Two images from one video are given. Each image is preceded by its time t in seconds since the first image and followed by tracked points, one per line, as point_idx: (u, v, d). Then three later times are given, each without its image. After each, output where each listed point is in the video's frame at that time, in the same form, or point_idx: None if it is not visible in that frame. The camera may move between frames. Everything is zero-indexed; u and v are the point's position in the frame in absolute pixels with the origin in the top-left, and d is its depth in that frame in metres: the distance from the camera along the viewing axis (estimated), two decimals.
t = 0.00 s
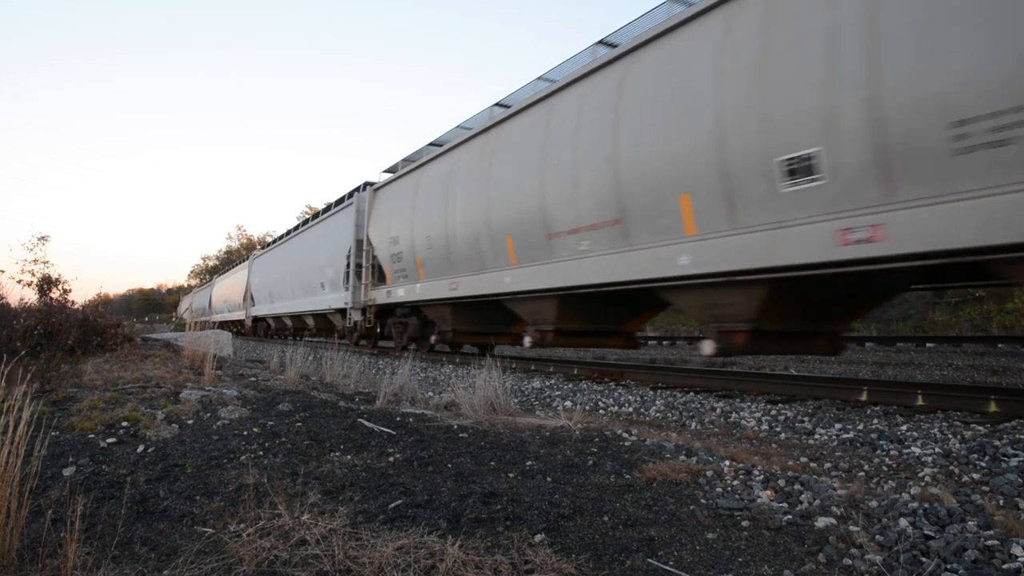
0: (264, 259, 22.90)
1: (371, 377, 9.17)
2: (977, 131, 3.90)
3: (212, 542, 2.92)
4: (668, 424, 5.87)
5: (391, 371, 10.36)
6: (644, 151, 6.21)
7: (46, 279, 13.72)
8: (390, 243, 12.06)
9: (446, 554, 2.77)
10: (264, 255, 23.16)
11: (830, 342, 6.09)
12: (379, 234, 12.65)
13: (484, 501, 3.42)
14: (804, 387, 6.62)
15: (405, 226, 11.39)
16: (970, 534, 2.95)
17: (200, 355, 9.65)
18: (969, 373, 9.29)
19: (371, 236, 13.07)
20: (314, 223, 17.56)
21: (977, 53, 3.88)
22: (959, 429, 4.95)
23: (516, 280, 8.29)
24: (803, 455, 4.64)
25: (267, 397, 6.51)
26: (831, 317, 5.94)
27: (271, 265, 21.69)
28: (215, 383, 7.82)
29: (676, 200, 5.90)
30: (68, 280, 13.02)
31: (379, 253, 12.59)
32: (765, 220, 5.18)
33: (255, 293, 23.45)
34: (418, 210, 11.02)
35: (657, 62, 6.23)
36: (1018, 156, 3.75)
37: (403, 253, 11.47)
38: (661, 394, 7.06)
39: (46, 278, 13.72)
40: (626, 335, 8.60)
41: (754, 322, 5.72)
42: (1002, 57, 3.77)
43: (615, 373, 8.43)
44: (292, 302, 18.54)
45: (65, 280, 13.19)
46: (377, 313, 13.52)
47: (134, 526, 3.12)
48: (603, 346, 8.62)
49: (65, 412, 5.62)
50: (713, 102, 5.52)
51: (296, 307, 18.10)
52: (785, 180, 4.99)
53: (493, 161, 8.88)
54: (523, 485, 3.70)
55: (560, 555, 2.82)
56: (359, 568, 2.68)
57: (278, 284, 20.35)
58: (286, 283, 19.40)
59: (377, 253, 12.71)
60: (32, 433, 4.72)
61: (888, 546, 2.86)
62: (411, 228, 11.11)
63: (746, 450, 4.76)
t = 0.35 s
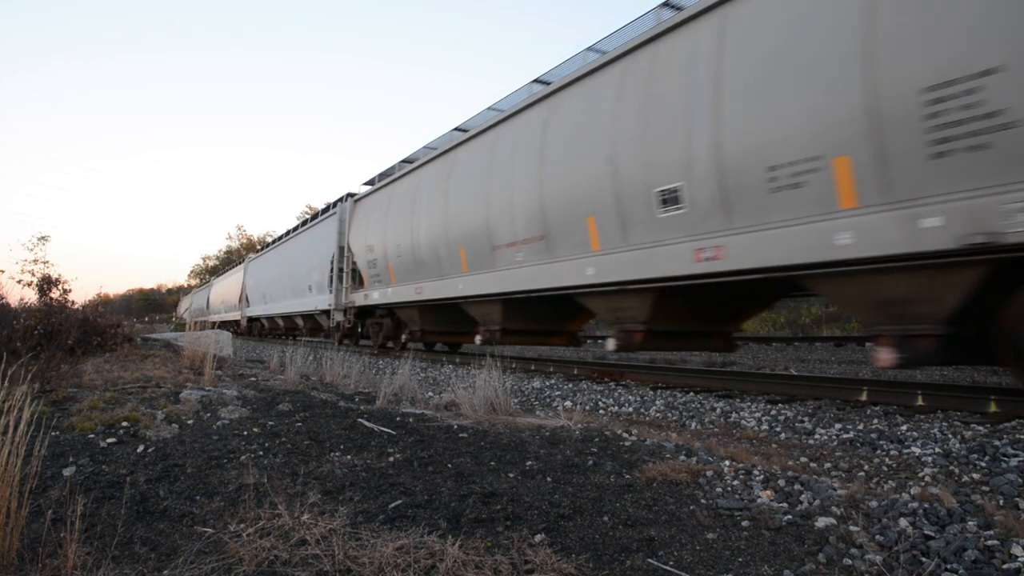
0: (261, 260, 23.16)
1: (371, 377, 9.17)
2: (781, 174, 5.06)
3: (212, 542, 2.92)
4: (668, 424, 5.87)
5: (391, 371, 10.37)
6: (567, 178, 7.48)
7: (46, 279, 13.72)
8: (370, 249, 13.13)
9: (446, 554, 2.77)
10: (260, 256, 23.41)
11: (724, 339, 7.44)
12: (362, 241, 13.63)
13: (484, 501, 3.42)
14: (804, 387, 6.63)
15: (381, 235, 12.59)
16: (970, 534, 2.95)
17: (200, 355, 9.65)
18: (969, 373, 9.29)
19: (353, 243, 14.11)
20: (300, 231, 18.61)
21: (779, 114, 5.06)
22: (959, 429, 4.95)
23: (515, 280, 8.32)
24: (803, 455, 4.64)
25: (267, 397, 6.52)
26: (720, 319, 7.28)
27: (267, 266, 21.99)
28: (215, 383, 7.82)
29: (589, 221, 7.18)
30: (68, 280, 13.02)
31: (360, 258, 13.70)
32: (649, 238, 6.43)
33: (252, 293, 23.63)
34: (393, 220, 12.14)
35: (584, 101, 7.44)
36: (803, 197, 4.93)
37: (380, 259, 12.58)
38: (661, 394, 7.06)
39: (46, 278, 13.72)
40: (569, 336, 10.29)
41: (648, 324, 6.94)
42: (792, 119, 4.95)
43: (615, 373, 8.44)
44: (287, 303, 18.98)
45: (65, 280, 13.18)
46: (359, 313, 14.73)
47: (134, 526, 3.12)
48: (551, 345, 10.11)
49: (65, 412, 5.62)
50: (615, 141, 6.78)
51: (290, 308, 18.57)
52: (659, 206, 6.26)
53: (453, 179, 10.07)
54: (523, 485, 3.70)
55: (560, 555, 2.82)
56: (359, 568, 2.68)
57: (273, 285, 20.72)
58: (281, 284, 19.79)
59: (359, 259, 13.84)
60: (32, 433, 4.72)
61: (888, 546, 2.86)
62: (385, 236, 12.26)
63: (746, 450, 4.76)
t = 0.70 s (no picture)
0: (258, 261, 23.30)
1: (371, 377, 9.18)
2: (667, 200, 6.30)
3: (212, 542, 2.92)
4: (668, 424, 5.87)
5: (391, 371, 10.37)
6: (510, 196, 8.73)
7: (46, 279, 13.72)
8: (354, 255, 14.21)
9: (446, 554, 2.77)
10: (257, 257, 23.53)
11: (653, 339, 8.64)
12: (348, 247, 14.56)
13: (484, 501, 3.42)
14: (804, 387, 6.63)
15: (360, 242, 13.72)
16: (970, 534, 2.95)
17: (200, 355, 9.65)
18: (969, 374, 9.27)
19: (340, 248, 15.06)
20: (290, 237, 19.60)
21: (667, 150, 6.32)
22: (959, 429, 4.95)
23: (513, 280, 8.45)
24: (803, 455, 4.64)
25: (267, 397, 6.52)
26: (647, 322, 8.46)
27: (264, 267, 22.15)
28: (215, 383, 7.82)
29: (527, 234, 8.40)
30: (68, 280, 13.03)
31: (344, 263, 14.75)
32: (572, 250, 7.68)
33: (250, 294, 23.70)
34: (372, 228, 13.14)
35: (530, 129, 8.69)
36: (680, 219, 6.19)
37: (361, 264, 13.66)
38: (661, 394, 7.06)
39: (46, 279, 13.72)
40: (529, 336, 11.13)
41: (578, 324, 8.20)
42: (676, 155, 6.20)
43: (615, 373, 8.44)
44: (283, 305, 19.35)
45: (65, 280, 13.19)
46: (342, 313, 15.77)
47: (134, 526, 3.12)
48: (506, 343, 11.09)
49: (65, 412, 5.62)
50: (548, 167, 8.09)
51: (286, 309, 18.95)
52: (580, 224, 7.50)
53: (421, 192, 11.30)
54: (523, 485, 3.70)
55: (560, 555, 2.82)
56: (359, 568, 2.68)
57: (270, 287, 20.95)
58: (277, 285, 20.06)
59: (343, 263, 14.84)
60: (32, 433, 4.72)
61: (888, 546, 2.86)
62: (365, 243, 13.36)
63: (746, 450, 4.76)
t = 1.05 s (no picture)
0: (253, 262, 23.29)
1: (371, 377, 9.18)
2: (579, 221, 7.90)
3: (212, 542, 2.92)
4: (668, 424, 5.87)
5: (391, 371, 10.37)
6: (463, 213, 10.22)
7: (46, 279, 13.73)
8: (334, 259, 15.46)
9: (446, 554, 2.77)
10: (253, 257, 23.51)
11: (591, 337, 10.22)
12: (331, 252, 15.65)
13: (484, 501, 3.42)
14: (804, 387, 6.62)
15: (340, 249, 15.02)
16: (970, 534, 2.95)
17: (200, 355, 9.66)
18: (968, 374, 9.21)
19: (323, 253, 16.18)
20: (276, 245, 20.51)
21: (584, 181, 7.81)
22: (959, 429, 4.95)
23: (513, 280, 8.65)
24: (803, 455, 4.64)
25: (267, 397, 6.52)
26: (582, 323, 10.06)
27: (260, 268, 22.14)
28: (215, 383, 7.82)
29: (476, 247, 9.91)
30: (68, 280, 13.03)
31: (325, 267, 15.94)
32: (511, 261, 9.15)
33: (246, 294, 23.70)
34: (353, 235, 14.37)
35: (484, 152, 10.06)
36: (588, 238, 7.81)
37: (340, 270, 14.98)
38: (661, 394, 7.06)
39: (47, 279, 13.73)
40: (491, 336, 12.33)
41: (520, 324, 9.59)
42: (584, 187, 7.80)
43: (615, 373, 8.43)
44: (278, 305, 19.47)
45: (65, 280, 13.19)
46: (329, 314, 16.49)
47: (134, 526, 3.12)
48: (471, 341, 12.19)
49: (65, 412, 5.62)
50: (491, 188, 9.61)
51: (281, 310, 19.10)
52: (514, 240, 9.08)
53: (393, 206, 12.66)
54: (523, 485, 3.70)
55: (559, 555, 2.82)
56: (359, 568, 2.68)
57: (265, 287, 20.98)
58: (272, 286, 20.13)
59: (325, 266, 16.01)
60: (32, 433, 4.72)
61: (888, 546, 2.86)
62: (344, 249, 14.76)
63: (746, 450, 4.76)
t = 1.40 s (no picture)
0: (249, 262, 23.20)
1: (371, 377, 9.18)
2: (519, 235, 9.07)
3: (212, 542, 2.92)
4: (668, 424, 5.87)
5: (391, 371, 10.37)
6: (427, 226, 11.35)
7: (46, 279, 13.73)
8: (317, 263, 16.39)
9: (446, 554, 2.77)
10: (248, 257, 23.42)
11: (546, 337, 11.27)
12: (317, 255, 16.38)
13: (484, 501, 3.42)
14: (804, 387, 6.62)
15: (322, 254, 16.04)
16: (970, 534, 2.95)
17: (200, 355, 9.65)
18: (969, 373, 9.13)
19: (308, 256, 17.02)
20: (267, 246, 20.88)
21: (523, 199, 9.00)
22: (959, 429, 4.95)
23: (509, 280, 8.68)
24: (803, 455, 4.64)
25: (267, 397, 6.52)
26: (536, 323, 11.14)
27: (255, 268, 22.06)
28: (215, 383, 7.82)
29: (439, 256, 11.03)
30: (68, 280, 13.04)
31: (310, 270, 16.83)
32: (466, 270, 10.28)
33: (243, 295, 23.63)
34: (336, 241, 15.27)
35: (444, 172, 11.24)
36: (527, 250, 8.96)
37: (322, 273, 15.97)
38: (661, 394, 7.06)
39: (47, 279, 13.73)
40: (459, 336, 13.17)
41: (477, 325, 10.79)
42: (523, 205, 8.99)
43: (615, 373, 8.43)
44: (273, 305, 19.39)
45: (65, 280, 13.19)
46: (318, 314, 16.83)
47: (134, 526, 3.12)
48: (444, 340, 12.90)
49: (65, 412, 5.62)
50: (450, 204, 10.77)
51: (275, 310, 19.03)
52: (469, 249, 10.21)
53: (369, 217, 13.76)
54: (523, 485, 3.70)
55: (559, 555, 2.82)
56: (359, 568, 2.68)
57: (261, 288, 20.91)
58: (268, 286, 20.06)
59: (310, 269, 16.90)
60: (32, 433, 4.72)
61: (888, 546, 2.86)
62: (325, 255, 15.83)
63: (746, 450, 4.76)
